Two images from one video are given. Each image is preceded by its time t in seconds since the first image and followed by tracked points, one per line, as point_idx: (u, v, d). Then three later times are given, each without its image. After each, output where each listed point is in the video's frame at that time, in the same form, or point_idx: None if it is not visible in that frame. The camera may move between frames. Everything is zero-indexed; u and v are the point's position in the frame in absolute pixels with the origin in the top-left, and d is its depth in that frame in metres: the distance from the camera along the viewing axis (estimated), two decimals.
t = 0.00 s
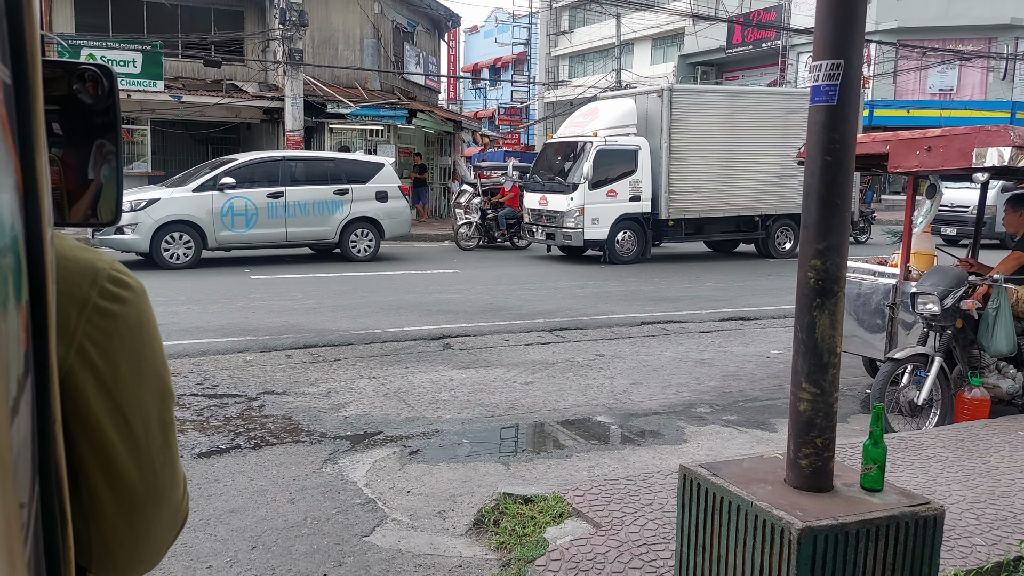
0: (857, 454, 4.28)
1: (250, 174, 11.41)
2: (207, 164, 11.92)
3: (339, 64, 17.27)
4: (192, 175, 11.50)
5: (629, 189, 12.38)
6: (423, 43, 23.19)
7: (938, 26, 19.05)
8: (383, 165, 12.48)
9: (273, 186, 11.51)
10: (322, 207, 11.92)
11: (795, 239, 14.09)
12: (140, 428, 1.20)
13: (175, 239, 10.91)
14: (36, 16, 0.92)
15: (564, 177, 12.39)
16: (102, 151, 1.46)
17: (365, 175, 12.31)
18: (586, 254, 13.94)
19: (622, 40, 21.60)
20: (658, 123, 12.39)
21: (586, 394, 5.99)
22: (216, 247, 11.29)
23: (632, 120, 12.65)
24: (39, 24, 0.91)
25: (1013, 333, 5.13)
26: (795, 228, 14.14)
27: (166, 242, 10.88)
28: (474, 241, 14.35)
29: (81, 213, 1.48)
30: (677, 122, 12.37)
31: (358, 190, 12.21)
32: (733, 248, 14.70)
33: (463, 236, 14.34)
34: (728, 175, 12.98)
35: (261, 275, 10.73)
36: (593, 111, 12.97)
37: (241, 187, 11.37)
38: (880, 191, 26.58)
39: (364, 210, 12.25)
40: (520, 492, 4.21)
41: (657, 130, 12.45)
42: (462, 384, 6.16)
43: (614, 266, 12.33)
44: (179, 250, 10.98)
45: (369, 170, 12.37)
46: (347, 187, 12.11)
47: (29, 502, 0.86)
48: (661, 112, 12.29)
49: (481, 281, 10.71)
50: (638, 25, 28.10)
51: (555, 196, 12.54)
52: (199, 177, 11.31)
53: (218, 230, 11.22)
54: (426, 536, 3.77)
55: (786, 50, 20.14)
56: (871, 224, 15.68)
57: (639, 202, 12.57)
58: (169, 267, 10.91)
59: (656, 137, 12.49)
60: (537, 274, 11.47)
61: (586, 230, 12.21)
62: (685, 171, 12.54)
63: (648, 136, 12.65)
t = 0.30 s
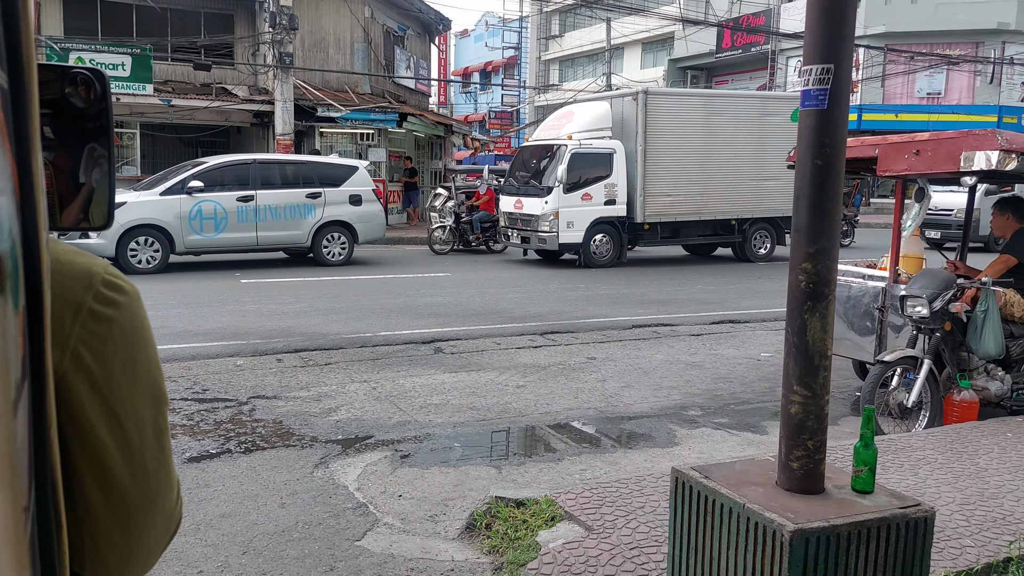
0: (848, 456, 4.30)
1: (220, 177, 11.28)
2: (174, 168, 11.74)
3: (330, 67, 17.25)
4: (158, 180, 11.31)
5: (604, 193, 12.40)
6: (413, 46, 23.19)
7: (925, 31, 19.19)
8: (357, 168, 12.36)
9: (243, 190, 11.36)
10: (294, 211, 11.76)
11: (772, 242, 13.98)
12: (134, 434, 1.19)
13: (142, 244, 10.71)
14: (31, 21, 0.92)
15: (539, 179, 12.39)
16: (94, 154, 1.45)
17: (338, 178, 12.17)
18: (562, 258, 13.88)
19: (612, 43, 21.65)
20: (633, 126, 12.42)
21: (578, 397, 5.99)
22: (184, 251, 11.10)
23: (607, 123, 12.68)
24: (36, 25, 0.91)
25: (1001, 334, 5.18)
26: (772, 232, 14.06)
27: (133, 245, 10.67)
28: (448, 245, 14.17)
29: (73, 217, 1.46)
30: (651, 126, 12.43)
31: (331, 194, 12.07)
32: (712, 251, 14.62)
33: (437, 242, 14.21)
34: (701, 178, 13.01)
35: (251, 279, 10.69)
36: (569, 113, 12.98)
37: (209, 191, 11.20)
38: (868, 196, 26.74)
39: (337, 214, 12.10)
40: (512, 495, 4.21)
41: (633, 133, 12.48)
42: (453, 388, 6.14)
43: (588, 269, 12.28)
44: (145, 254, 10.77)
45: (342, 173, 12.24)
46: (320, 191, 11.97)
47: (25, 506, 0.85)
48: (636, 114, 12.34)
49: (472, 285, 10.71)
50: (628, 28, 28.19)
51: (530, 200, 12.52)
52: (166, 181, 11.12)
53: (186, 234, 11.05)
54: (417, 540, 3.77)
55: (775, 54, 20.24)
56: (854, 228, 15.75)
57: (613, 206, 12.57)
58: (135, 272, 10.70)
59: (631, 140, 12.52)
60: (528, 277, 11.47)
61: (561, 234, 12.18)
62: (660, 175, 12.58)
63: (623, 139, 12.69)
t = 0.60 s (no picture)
0: (843, 457, 4.30)
1: (194, 178, 11.14)
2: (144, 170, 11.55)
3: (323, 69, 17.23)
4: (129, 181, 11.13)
5: (584, 195, 12.34)
6: (406, 49, 23.17)
7: (917, 33, 19.26)
8: (334, 171, 12.30)
9: (217, 192, 11.24)
10: (270, 213, 11.66)
11: (755, 245, 14.02)
12: (126, 434, 1.18)
13: (114, 247, 10.54)
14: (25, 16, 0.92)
15: (519, 181, 12.38)
16: (87, 153, 1.44)
17: (314, 181, 12.09)
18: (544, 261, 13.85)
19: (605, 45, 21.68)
20: (613, 128, 12.38)
21: (572, 399, 5.99)
22: (157, 254, 10.92)
23: (587, 124, 12.65)
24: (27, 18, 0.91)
25: (994, 334, 5.18)
26: (755, 235, 14.09)
27: (102, 249, 10.49)
28: (427, 247, 14.13)
29: (65, 216, 1.44)
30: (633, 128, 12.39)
31: (308, 196, 11.97)
32: (694, 253, 14.61)
33: (416, 243, 14.18)
34: (685, 180, 13.05)
35: (244, 281, 10.66)
36: (549, 114, 12.92)
37: (182, 193, 11.05)
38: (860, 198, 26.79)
39: (314, 216, 12.01)
40: (507, 496, 4.20)
41: (614, 135, 12.43)
42: (447, 390, 6.13)
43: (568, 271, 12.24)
44: (117, 257, 10.61)
45: (319, 176, 12.15)
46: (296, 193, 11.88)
47: (18, 500, 0.85)
48: (617, 116, 12.29)
49: (466, 286, 10.70)
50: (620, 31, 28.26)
51: (510, 201, 12.53)
52: (137, 183, 10.93)
53: (158, 236, 10.86)
54: (412, 543, 3.75)
55: (768, 57, 20.30)
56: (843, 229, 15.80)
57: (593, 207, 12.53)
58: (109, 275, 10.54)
59: (612, 141, 12.49)
60: (521, 279, 11.47)
61: (540, 236, 12.11)
62: (640, 177, 12.60)
63: (604, 141, 12.65)
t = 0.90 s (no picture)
0: (838, 459, 4.30)
1: (171, 180, 11.10)
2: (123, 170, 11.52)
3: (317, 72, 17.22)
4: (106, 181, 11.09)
5: (566, 197, 12.33)
6: (401, 51, 23.17)
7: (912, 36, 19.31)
8: (314, 173, 12.24)
9: (194, 194, 11.19)
10: (248, 216, 11.60)
11: (738, 247, 13.95)
12: (120, 436, 1.18)
13: (88, 249, 10.47)
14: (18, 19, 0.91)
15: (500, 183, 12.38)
16: (81, 156, 1.43)
17: (293, 183, 12.04)
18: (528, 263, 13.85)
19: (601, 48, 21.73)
20: (596, 129, 12.35)
21: (567, 401, 5.99)
22: (131, 256, 10.88)
23: (570, 126, 12.64)
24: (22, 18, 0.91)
25: (988, 336, 5.22)
26: (738, 237, 14.03)
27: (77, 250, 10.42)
28: (409, 249, 14.05)
29: (59, 219, 1.43)
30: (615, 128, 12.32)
31: (287, 199, 11.90)
32: (680, 255, 14.59)
33: (398, 245, 14.08)
34: (675, 182, 13.11)
35: (239, 284, 10.63)
36: (531, 116, 12.91)
37: (158, 194, 11.00)
38: (853, 200, 26.86)
39: (292, 219, 11.95)
40: (502, 498, 4.19)
41: (596, 137, 12.43)
42: (443, 392, 6.12)
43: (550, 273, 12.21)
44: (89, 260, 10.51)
45: (298, 177, 12.11)
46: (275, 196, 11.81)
47: (11, 502, 0.85)
48: (600, 119, 12.28)
49: (461, 289, 10.70)
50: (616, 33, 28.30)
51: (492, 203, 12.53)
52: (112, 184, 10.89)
53: (133, 239, 10.79)
54: (407, 546, 3.75)
55: (762, 59, 20.34)
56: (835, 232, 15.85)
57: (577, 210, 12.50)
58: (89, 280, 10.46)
59: (594, 143, 12.49)
60: (517, 282, 11.46)
61: (522, 238, 12.07)
62: (622, 179, 12.59)
63: (587, 143, 12.65)
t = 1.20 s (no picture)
0: (835, 461, 4.32)
1: (149, 182, 11.04)
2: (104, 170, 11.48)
3: (314, 73, 17.22)
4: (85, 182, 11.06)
5: (552, 199, 12.35)
6: (398, 52, 23.18)
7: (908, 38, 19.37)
8: (297, 174, 12.18)
9: (172, 195, 11.14)
10: (228, 218, 11.56)
11: (726, 249, 13.96)
12: (119, 438, 1.18)
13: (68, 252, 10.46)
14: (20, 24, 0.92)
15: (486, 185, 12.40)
16: (79, 159, 1.43)
17: (274, 184, 11.97)
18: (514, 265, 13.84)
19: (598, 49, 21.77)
20: (582, 131, 12.39)
21: (564, 403, 6.00)
22: (109, 258, 10.87)
23: (555, 127, 12.67)
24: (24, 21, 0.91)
25: (984, 339, 5.25)
26: (726, 239, 14.05)
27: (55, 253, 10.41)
28: (394, 251, 14.00)
29: (57, 222, 1.43)
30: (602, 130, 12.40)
31: (268, 200, 11.86)
32: (668, 257, 14.62)
33: (383, 246, 14.02)
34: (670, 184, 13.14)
35: (236, 285, 10.62)
36: (517, 117, 12.93)
37: (137, 196, 10.96)
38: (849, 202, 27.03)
39: (273, 221, 11.90)
40: (499, 501, 4.19)
41: (582, 138, 12.45)
42: (440, 394, 6.13)
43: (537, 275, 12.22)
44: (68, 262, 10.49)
45: (281, 178, 12.05)
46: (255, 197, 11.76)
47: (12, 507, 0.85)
48: (586, 121, 12.32)
49: (458, 290, 10.70)
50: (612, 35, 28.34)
51: (477, 205, 12.55)
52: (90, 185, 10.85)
53: (111, 241, 10.77)
54: (404, 548, 3.75)
55: (759, 61, 20.39)
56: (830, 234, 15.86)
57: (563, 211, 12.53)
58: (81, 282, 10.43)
59: (580, 145, 12.52)
60: (514, 283, 11.47)
61: (507, 240, 12.11)
62: (610, 181, 12.60)
63: (573, 144, 12.68)
